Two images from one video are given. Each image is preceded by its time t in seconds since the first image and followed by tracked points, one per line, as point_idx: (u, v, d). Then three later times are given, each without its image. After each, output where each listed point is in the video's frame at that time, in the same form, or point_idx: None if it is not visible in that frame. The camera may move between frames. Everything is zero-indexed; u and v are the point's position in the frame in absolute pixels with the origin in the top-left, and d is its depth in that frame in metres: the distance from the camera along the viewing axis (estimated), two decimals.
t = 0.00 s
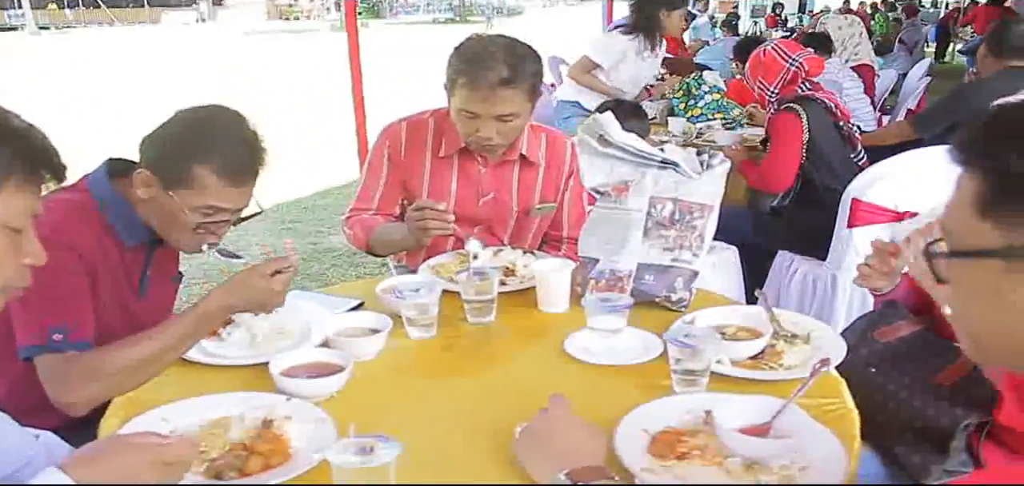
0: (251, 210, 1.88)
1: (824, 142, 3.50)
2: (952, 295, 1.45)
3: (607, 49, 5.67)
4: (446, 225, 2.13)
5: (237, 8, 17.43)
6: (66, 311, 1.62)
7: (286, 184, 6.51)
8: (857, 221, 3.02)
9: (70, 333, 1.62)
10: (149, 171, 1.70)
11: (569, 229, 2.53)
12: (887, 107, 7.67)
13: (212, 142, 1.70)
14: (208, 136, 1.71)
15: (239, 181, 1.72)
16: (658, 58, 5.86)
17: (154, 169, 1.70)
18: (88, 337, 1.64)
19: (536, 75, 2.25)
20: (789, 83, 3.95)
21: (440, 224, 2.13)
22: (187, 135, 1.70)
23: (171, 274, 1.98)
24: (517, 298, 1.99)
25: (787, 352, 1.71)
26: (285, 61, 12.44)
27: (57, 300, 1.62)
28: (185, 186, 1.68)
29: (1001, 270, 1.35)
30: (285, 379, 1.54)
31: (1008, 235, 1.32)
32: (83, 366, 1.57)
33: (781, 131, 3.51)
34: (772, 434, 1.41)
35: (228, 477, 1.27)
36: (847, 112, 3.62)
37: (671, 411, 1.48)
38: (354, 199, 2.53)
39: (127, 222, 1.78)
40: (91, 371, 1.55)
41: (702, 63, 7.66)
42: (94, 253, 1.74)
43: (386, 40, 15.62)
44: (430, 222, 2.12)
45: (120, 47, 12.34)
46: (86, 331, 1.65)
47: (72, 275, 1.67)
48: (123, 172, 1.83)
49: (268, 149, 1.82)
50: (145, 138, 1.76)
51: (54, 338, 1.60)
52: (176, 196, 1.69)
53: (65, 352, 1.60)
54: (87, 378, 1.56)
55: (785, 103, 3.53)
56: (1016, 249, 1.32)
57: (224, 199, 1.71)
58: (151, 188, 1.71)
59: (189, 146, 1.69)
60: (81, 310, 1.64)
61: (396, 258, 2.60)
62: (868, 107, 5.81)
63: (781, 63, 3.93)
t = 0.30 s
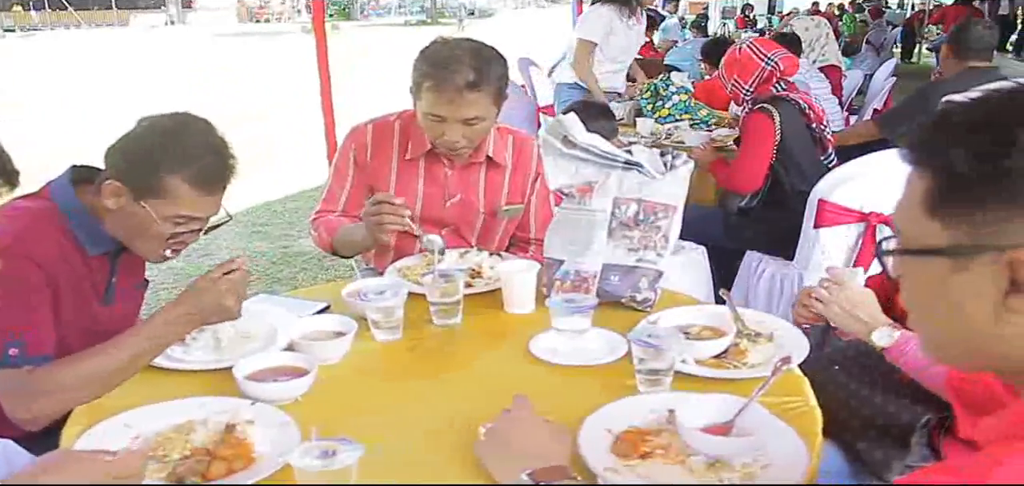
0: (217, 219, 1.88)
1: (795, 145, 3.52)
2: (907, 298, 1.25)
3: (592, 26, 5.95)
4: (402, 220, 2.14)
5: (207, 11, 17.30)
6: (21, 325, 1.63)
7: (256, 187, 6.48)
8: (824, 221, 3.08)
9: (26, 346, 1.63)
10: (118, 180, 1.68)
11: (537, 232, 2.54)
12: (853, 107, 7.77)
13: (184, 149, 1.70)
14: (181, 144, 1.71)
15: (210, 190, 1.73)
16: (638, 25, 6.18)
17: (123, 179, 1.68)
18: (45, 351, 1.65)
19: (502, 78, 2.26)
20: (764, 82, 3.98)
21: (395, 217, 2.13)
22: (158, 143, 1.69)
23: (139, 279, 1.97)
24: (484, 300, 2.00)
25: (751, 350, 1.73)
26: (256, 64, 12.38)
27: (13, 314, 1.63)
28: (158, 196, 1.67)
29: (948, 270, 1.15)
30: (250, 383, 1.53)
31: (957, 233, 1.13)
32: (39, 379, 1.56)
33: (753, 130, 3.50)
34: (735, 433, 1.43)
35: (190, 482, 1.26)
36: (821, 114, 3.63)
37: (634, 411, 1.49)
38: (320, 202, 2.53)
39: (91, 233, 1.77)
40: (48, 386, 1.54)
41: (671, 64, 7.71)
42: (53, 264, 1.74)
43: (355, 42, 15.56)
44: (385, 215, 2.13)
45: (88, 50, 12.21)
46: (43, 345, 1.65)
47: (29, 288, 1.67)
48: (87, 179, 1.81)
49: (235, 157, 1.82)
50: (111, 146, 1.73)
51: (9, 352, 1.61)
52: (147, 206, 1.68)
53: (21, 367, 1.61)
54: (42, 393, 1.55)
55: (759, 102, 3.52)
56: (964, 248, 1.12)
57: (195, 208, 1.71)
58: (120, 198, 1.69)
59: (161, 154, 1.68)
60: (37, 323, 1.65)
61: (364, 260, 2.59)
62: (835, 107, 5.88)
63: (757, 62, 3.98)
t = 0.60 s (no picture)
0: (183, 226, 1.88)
1: (770, 145, 3.55)
2: (865, 298, 1.27)
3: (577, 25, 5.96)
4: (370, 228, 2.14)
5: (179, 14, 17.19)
6: None
7: (230, 191, 6.45)
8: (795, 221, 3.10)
9: None
10: (87, 187, 1.67)
11: (508, 234, 2.55)
12: (826, 107, 7.83)
13: (153, 155, 1.69)
14: (152, 151, 1.71)
15: (180, 195, 1.73)
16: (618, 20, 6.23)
17: (93, 186, 1.66)
18: (11, 360, 1.67)
19: (469, 80, 2.28)
20: (743, 82, 3.97)
21: (360, 227, 2.14)
22: (126, 150, 1.69)
23: (107, 287, 1.96)
24: (454, 302, 2.00)
25: (718, 350, 1.74)
26: (229, 67, 12.32)
27: None
28: (132, 202, 1.67)
29: (903, 269, 1.16)
30: (217, 388, 1.53)
31: (912, 233, 1.14)
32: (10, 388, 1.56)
33: (731, 129, 3.53)
34: (701, 432, 1.43)
35: None
36: (797, 116, 3.65)
37: (602, 412, 1.50)
38: (290, 206, 2.53)
39: (56, 239, 1.76)
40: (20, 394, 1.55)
41: (644, 67, 7.76)
42: (18, 273, 1.73)
43: (329, 45, 15.53)
44: (350, 224, 2.13)
45: (59, 53, 12.10)
46: (9, 354, 1.66)
47: None
48: (52, 184, 1.79)
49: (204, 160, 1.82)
50: (76, 153, 1.71)
51: None
52: (118, 213, 1.68)
53: None
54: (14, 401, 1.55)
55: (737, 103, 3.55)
56: (917, 247, 1.13)
57: (167, 214, 1.72)
58: (89, 205, 1.68)
59: (131, 161, 1.67)
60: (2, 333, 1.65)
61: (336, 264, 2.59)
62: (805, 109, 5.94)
63: (738, 60, 3.95)
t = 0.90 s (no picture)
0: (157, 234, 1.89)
1: (744, 147, 3.57)
2: (828, 298, 1.28)
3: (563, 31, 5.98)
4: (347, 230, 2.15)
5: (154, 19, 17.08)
6: None
7: (206, 197, 6.42)
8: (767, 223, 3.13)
9: None
10: (62, 199, 1.66)
11: (481, 237, 2.57)
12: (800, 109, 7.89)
13: (128, 165, 1.69)
14: (127, 160, 1.71)
15: (155, 205, 1.74)
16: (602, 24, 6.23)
17: (67, 197, 1.66)
18: None
19: (439, 84, 2.29)
20: (720, 85, 3.87)
21: (338, 228, 2.14)
22: (101, 159, 1.68)
23: (76, 296, 1.95)
24: (426, 306, 2.01)
25: (687, 351, 1.76)
26: (205, 72, 12.26)
27: None
28: (108, 213, 1.67)
29: (857, 268, 1.17)
30: (188, 393, 1.53)
31: (861, 235, 1.14)
32: None
33: (704, 132, 3.56)
34: (670, 432, 1.45)
35: None
36: (772, 119, 3.63)
37: (572, 414, 1.51)
38: (264, 212, 2.52)
39: (24, 247, 1.75)
40: None
41: (619, 70, 7.80)
42: None
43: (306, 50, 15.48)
44: (328, 227, 2.13)
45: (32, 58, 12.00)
46: None
47: None
48: (23, 192, 1.76)
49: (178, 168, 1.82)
50: (49, 162, 1.70)
51: None
52: (94, 224, 1.68)
53: None
54: None
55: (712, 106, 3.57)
56: (867, 249, 1.14)
57: (141, 224, 1.72)
58: (64, 216, 1.67)
59: (107, 171, 1.67)
60: None
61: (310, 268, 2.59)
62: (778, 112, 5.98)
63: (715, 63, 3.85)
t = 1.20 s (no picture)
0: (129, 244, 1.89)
1: (718, 149, 3.60)
2: (809, 282, 1.28)
3: (559, 40, 5.99)
4: (310, 237, 2.15)
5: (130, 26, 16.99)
6: None
7: (182, 205, 6.40)
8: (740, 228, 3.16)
9: None
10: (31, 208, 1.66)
11: (455, 243, 2.57)
12: (773, 112, 7.96)
13: (100, 175, 1.69)
14: (98, 171, 1.70)
15: (126, 216, 1.73)
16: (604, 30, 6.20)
17: (37, 207, 1.66)
18: None
19: (411, 93, 2.30)
20: (695, 89, 3.92)
21: (303, 234, 2.15)
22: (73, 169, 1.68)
23: (50, 304, 1.95)
24: (400, 313, 2.02)
25: (658, 355, 1.78)
26: (182, 79, 12.22)
27: None
28: (77, 224, 1.67)
29: (837, 253, 1.17)
30: (162, 402, 1.53)
31: (842, 219, 1.15)
32: None
33: (678, 137, 3.60)
34: (640, 435, 1.47)
35: None
36: (746, 126, 3.70)
37: (543, 418, 1.53)
38: (238, 219, 2.53)
39: None
40: None
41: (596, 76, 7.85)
42: None
43: (283, 56, 15.46)
44: (294, 236, 2.14)
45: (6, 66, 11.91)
46: None
47: None
48: None
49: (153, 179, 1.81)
50: (23, 171, 1.71)
51: None
52: (63, 234, 1.68)
53: None
54: None
55: (686, 110, 3.59)
56: (847, 232, 1.14)
57: (111, 235, 1.72)
58: (33, 224, 1.67)
59: (77, 183, 1.67)
60: None
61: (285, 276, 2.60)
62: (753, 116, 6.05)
63: (691, 69, 3.90)
